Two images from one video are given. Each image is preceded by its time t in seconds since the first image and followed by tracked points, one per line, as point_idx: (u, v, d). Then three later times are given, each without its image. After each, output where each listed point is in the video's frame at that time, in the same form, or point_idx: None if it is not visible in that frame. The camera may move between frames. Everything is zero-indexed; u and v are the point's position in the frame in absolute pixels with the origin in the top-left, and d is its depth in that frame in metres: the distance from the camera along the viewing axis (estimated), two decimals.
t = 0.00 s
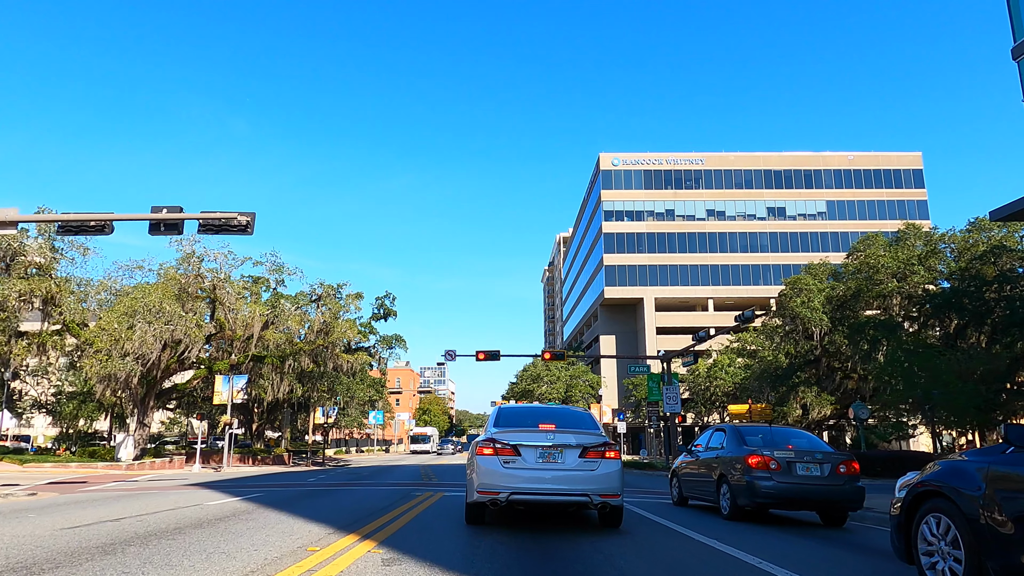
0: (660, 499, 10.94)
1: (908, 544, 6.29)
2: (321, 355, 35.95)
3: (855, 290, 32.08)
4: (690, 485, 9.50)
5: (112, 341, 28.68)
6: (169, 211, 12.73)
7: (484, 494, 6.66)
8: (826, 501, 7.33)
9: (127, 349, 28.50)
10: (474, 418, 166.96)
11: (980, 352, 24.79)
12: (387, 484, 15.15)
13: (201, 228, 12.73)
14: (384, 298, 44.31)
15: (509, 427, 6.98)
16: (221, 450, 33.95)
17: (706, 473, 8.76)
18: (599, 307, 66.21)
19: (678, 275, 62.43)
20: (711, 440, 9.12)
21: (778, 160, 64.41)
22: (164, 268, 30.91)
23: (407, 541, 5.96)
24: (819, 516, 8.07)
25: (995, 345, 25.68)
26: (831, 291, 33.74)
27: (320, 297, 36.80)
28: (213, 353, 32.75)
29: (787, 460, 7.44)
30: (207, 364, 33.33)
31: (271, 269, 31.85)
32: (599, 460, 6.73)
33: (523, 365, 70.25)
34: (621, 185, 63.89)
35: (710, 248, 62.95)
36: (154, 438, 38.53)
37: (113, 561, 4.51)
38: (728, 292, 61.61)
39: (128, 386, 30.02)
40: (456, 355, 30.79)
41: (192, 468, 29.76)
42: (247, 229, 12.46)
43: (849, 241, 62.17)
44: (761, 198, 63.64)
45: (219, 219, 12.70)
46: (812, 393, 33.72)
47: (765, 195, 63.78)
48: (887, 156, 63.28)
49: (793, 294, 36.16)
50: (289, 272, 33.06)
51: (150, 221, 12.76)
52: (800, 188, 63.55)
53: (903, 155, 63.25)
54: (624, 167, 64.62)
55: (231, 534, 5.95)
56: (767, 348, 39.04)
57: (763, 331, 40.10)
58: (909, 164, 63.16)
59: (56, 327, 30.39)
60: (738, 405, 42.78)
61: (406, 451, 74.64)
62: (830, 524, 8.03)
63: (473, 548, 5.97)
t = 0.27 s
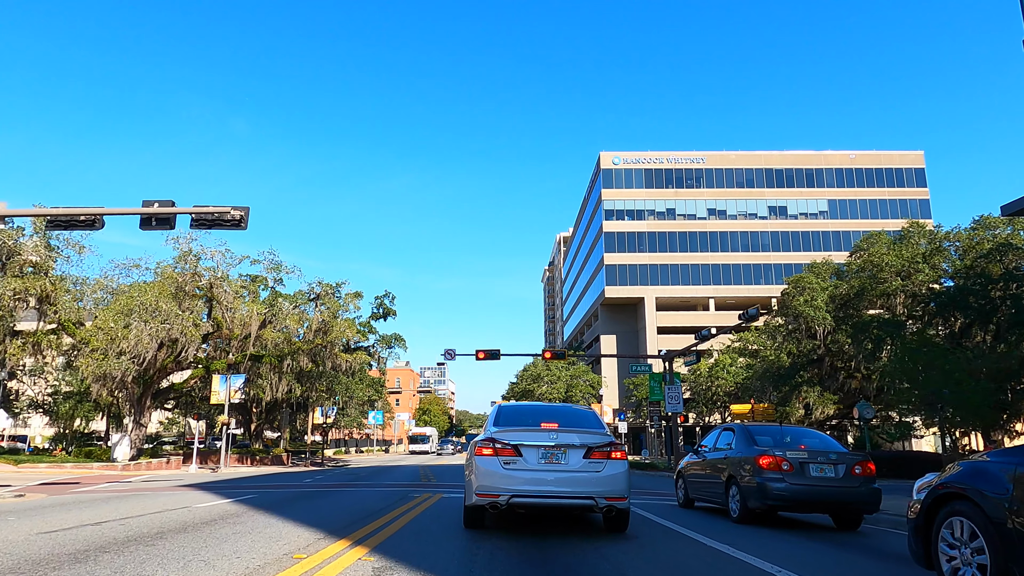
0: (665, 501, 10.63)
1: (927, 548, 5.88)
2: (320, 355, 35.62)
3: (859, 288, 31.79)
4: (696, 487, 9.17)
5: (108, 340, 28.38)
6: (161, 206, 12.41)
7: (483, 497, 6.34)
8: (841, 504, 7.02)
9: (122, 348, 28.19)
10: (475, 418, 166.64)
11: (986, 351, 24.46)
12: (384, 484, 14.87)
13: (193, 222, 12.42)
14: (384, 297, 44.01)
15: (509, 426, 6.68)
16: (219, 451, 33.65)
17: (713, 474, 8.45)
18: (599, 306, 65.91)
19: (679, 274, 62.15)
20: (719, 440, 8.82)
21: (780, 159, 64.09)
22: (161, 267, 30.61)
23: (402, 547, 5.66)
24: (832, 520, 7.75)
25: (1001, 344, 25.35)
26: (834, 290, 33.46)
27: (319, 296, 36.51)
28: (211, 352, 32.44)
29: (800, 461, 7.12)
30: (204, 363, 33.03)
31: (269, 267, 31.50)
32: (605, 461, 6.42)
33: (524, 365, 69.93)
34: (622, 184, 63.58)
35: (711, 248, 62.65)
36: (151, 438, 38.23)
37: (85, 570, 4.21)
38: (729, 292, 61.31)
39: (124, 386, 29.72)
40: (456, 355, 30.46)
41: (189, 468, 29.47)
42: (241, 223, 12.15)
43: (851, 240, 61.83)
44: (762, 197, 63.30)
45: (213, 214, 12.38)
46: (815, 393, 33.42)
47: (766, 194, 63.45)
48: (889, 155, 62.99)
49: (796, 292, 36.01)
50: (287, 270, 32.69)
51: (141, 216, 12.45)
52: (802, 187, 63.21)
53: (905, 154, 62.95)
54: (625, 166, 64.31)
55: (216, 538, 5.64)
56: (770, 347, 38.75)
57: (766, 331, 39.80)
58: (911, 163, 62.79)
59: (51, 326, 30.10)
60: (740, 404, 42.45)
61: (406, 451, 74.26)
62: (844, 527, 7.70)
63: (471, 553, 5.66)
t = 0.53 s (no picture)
0: (670, 503, 10.35)
1: (947, 554, 5.40)
2: (318, 354, 35.30)
3: (862, 287, 31.52)
4: (703, 489, 8.89)
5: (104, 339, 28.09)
6: (153, 199, 12.11)
7: (482, 500, 6.05)
8: (856, 506, 6.72)
9: (118, 347, 27.88)
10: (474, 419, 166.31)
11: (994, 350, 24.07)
12: (382, 485, 14.56)
13: (185, 217, 12.12)
14: (383, 296, 43.74)
15: (510, 425, 6.39)
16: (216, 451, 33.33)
17: (722, 475, 8.16)
18: (600, 306, 65.61)
19: (680, 274, 61.83)
20: (727, 440, 8.54)
21: (781, 158, 63.78)
22: (158, 265, 30.31)
23: (397, 553, 5.36)
24: (845, 523, 7.45)
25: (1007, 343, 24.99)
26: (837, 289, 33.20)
27: (317, 295, 36.33)
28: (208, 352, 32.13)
29: (813, 462, 6.84)
30: (201, 363, 32.73)
31: (266, 265, 31.13)
32: (610, 461, 6.13)
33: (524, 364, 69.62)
34: (623, 183, 63.28)
35: (712, 247, 62.36)
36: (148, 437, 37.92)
37: None
38: (731, 291, 61.00)
39: (119, 385, 29.43)
40: (455, 355, 30.15)
41: (185, 469, 29.18)
42: (234, 217, 11.86)
43: (852, 240, 61.51)
44: (763, 196, 62.96)
45: (206, 208, 12.09)
46: (818, 392, 33.18)
47: (768, 193, 63.10)
48: (891, 154, 62.65)
49: (799, 291, 35.73)
50: (284, 268, 32.31)
51: (132, 210, 12.14)
52: (803, 186, 62.88)
53: (907, 153, 62.61)
54: (626, 165, 64.03)
55: (199, 543, 5.34)
56: (771, 347, 38.45)
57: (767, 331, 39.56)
58: (913, 162, 62.46)
59: (47, 325, 29.81)
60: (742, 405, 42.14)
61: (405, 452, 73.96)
62: (857, 530, 7.40)
63: (470, 559, 5.36)
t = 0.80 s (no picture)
0: (675, 505, 10.08)
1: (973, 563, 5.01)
2: (316, 354, 35.02)
3: (866, 285, 31.26)
4: (709, 491, 8.62)
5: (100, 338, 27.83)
6: (144, 194, 11.85)
7: (481, 503, 5.77)
8: (871, 509, 6.45)
9: (113, 346, 27.60)
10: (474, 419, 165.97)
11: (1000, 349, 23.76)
12: (379, 486, 14.31)
13: (178, 211, 11.85)
14: (382, 296, 43.47)
15: (509, 424, 6.12)
16: (213, 452, 33.06)
17: (730, 475, 7.88)
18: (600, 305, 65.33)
19: (681, 273, 61.57)
20: (735, 439, 8.27)
21: (782, 157, 63.50)
22: (154, 264, 30.03)
23: (391, 559, 5.09)
24: (858, 526, 7.17)
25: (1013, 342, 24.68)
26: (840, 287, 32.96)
27: (315, 294, 36.17)
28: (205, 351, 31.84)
29: (826, 462, 6.56)
30: (199, 362, 32.45)
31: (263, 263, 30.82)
32: (616, 462, 5.87)
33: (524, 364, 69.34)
34: (623, 182, 63.00)
35: (713, 246, 62.10)
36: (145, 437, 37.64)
37: None
38: (731, 291, 60.71)
39: (116, 385, 29.15)
40: (454, 354, 29.87)
41: (181, 469, 28.90)
42: (228, 212, 11.59)
43: (853, 239, 61.22)
44: (764, 195, 62.68)
45: (199, 202, 11.83)
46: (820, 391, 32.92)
47: (769, 192, 62.82)
48: (892, 153, 62.34)
49: (801, 290, 35.45)
50: (282, 266, 31.97)
51: (123, 205, 11.88)
52: (804, 185, 62.60)
53: (909, 152, 62.29)
54: (626, 164, 63.76)
55: (181, 548, 5.06)
56: (773, 347, 38.16)
57: (768, 330, 39.29)
58: (915, 160, 62.15)
59: (42, 324, 29.57)
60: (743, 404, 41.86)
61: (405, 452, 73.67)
62: (871, 534, 7.11)
63: (468, 566, 5.08)
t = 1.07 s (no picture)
0: (680, 506, 9.82)
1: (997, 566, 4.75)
2: (315, 353, 34.76)
3: (869, 284, 31.03)
4: (715, 492, 8.36)
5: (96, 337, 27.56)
6: (136, 188, 11.58)
7: (480, 505, 5.51)
8: (886, 511, 6.19)
9: (109, 345, 27.34)
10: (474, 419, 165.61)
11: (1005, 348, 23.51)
12: (376, 487, 14.05)
13: (170, 206, 11.59)
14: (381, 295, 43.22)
15: (510, 423, 5.86)
16: (211, 452, 32.78)
17: (737, 477, 7.63)
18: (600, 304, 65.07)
19: (681, 272, 61.31)
20: (742, 440, 8.00)
21: (783, 155, 63.24)
22: (151, 262, 29.77)
23: (383, 566, 4.82)
24: (872, 529, 6.91)
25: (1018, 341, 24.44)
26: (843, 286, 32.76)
27: (314, 292, 35.98)
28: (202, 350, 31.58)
29: (840, 463, 6.30)
30: (196, 361, 32.19)
31: (261, 261, 30.52)
32: (622, 462, 5.63)
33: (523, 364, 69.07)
34: (623, 181, 62.75)
35: (714, 245, 61.87)
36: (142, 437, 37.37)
37: None
38: (732, 290, 60.46)
39: (112, 384, 28.88)
40: (453, 353, 29.61)
41: (178, 470, 28.65)
42: (221, 207, 11.34)
43: (855, 238, 60.96)
44: (765, 194, 62.41)
45: (192, 197, 11.57)
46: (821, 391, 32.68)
47: (769, 191, 62.55)
48: (894, 151, 62.07)
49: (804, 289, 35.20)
50: (280, 265, 31.67)
51: (115, 199, 11.62)
52: (806, 184, 62.33)
53: (910, 151, 62.02)
54: (627, 162, 63.51)
55: (159, 557, 4.74)
56: (774, 346, 37.91)
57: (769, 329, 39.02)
58: (916, 159, 61.87)
59: (38, 322, 29.29)
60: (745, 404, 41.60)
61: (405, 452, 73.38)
62: (884, 537, 6.85)
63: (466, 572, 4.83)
